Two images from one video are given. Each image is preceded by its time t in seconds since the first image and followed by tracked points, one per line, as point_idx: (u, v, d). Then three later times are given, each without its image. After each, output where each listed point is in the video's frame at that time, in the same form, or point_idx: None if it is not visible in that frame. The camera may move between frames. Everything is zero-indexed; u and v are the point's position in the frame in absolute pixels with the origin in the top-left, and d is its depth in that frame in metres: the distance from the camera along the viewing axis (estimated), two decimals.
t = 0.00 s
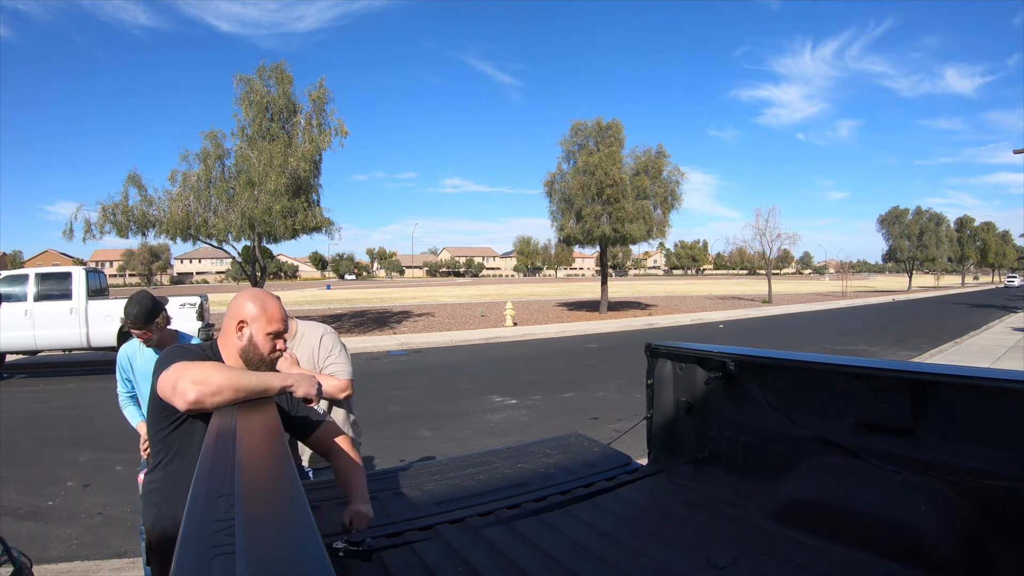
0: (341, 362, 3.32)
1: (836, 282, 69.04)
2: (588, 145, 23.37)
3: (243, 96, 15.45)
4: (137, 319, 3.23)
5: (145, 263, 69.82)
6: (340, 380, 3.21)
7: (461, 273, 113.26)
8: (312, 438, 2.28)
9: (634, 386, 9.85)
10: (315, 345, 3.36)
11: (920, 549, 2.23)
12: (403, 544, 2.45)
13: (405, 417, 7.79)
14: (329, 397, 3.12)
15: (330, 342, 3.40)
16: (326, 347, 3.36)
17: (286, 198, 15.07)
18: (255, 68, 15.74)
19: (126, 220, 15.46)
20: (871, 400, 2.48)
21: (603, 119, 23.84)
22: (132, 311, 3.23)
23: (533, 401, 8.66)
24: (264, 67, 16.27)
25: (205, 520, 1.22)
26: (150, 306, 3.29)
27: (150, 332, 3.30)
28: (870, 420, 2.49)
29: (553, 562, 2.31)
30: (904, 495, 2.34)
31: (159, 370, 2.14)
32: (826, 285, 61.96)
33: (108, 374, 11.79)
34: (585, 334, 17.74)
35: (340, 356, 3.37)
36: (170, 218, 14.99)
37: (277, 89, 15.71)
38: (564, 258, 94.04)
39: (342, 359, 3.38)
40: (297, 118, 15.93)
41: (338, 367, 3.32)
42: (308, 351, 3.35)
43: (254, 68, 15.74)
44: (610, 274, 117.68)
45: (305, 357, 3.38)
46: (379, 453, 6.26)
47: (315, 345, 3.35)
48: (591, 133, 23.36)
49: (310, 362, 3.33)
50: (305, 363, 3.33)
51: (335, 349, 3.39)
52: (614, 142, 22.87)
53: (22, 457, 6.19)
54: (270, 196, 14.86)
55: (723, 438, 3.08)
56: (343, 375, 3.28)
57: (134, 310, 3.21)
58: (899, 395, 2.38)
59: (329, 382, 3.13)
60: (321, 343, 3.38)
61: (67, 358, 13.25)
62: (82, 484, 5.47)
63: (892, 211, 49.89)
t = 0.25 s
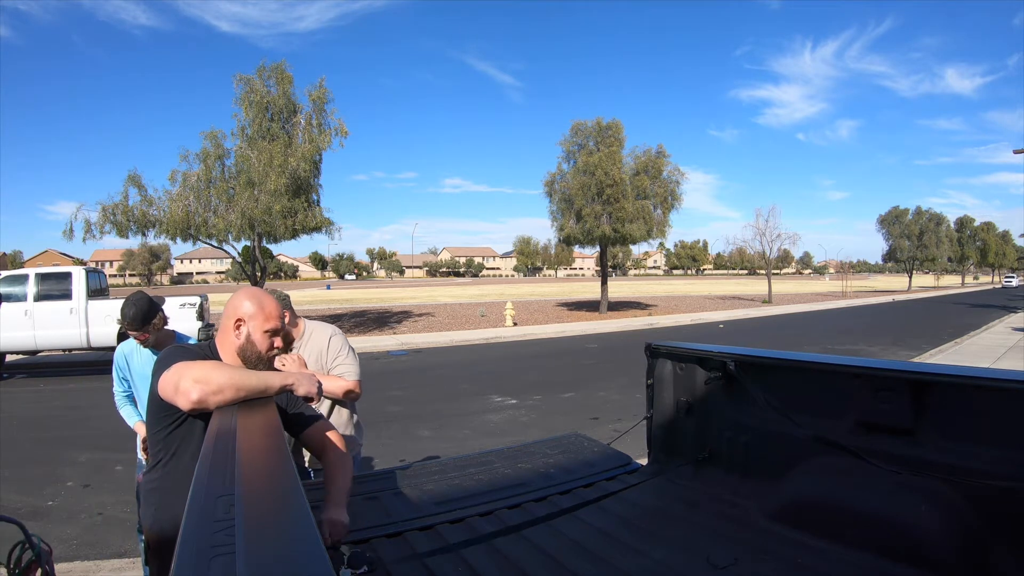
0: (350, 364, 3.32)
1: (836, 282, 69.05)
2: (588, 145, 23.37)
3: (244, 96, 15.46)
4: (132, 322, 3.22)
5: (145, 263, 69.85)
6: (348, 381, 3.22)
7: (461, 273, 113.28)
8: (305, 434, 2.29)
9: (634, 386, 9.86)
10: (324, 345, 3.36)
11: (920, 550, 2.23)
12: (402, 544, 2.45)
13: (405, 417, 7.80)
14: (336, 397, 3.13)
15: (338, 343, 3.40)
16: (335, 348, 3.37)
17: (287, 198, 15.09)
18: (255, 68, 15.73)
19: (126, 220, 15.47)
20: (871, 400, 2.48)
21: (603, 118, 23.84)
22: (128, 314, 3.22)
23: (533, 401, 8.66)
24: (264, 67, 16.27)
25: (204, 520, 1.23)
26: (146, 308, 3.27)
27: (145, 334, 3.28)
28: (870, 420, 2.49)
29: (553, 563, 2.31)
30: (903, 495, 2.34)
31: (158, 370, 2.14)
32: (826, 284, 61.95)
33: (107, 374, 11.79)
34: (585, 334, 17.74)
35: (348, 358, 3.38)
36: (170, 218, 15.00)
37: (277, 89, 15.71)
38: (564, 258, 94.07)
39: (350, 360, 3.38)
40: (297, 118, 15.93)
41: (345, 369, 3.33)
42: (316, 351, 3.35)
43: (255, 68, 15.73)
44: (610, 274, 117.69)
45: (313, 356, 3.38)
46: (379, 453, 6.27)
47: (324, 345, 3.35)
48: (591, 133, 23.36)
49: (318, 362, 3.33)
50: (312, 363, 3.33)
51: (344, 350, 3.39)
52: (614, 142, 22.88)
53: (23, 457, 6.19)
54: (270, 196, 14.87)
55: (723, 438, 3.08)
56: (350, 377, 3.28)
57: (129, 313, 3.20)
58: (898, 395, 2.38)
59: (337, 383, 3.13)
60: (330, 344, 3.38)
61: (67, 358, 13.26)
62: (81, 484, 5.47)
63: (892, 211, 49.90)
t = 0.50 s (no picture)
0: (353, 366, 3.32)
1: (836, 282, 69.06)
2: (588, 145, 23.37)
3: (244, 96, 15.46)
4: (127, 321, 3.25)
5: (145, 263, 69.83)
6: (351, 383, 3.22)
7: (461, 273, 113.28)
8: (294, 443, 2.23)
9: (633, 386, 9.86)
10: (327, 347, 3.37)
11: (920, 549, 2.23)
12: (402, 544, 2.46)
13: (405, 417, 7.80)
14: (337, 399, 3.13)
15: (341, 345, 3.40)
16: (338, 350, 3.36)
17: (287, 198, 15.09)
18: (255, 68, 15.73)
19: (126, 220, 15.47)
20: (871, 400, 2.49)
21: (603, 118, 23.83)
22: (122, 313, 3.25)
23: (533, 401, 8.67)
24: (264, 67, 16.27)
25: (203, 522, 1.22)
26: (139, 306, 3.31)
27: (138, 333, 3.31)
28: (870, 420, 2.49)
29: (554, 563, 2.31)
30: (903, 495, 2.34)
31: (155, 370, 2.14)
32: (826, 284, 61.95)
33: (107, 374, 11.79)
34: (585, 334, 17.74)
35: (351, 360, 3.38)
36: (170, 218, 15.00)
37: (278, 89, 15.72)
38: (564, 258, 94.04)
39: (353, 362, 3.38)
40: (297, 118, 15.94)
41: (347, 371, 3.32)
42: (319, 353, 3.35)
43: (255, 68, 15.73)
44: (610, 274, 117.70)
45: (315, 357, 3.38)
46: (379, 453, 6.26)
47: (327, 347, 3.35)
48: (591, 133, 23.37)
49: (321, 363, 3.33)
50: (315, 364, 3.34)
51: (347, 354, 3.38)
52: (614, 142, 22.88)
53: (23, 457, 6.19)
54: (270, 196, 14.87)
55: (723, 438, 3.08)
56: (353, 378, 3.28)
57: (122, 312, 3.22)
58: (898, 395, 2.38)
59: (339, 385, 3.13)
60: (333, 346, 3.38)
61: (67, 358, 13.26)
62: (81, 484, 5.47)
63: (892, 211, 49.93)
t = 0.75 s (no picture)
0: (353, 366, 3.32)
1: (836, 283, 69.03)
2: (588, 145, 23.37)
3: (244, 96, 15.45)
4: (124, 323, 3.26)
5: (145, 263, 69.81)
6: (351, 382, 3.22)
7: (461, 273, 113.28)
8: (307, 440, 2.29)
9: (633, 386, 9.86)
10: (328, 347, 3.36)
11: (920, 550, 2.23)
12: (402, 544, 2.46)
13: (405, 417, 7.80)
14: (339, 398, 3.14)
15: (342, 345, 3.40)
16: (339, 351, 3.36)
17: (286, 198, 15.08)
18: (255, 68, 15.72)
19: (126, 220, 15.46)
20: (871, 400, 2.48)
21: (604, 118, 23.82)
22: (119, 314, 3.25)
23: (534, 401, 8.66)
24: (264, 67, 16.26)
25: (204, 521, 1.22)
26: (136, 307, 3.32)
27: (134, 334, 3.32)
28: (870, 420, 2.49)
29: (554, 563, 2.31)
30: (903, 495, 2.34)
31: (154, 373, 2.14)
32: (826, 284, 61.93)
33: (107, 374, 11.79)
34: (586, 334, 17.73)
35: (351, 359, 3.38)
36: (170, 218, 14.99)
37: (278, 89, 15.71)
38: (564, 258, 94.02)
39: (354, 362, 3.39)
40: (297, 118, 15.93)
41: (348, 370, 3.33)
42: (320, 353, 3.35)
43: (255, 68, 15.72)
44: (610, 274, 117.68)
45: (315, 357, 3.37)
46: (379, 453, 6.26)
47: (328, 347, 3.35)
48: (591, 133, 23.36)
49: (321, 363, 3.33)
50: (315, 364, 3.34)
51: (348, 352, 3.39)
52: (614, 142, 22.87)
53: (23, 457, 6.19)
54: (270, 196, 14.87)
55: (723, 438, 3.08)
56: (354, 377, 3.28)
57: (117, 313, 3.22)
58: (899, 395, 2.38)
59: (340, 385, 3.13)
60: (334, 346, 3.38)
61: (66, 358, 13.25)
62: (81, 484, 5.47)
63: (892, 211, 49.92)
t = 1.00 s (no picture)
0: (352, 364, 3.33)
1: (836, 283, 69.04)
2: (588, 145, 23.38)
3: (243, 96, 15.45)
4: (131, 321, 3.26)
5: (145, 263, 69.79)
6: (350, 380, 3.22)
7: (461, 273, 113.31)
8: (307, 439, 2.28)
9: (633, 386, 9.86)
10: (326, 346, 3.36)
11: (920, 550, 2.23)
12: (402, 544, 2.46)
13: (406, 417, 7.81)
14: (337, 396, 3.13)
15: (340, 345, 3.41)
16: (337, 350, 3.37)
17: (287, 198, 15.09)
18: (255, 68, 15.72)
19: (126, 220, 15.46)
20: (871, 400, 2.48)
21: (603, 119, 23.83)
22: (126, 311, 3.25)
23: (533, 401, 8.66)
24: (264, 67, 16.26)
25: (204, 521, 1.23)
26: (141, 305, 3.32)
27: (140, 331, 3.32)
28: (870, 420, 2.49)
29: (554, 563, 2.31)
30: (903, 495, 2.34)
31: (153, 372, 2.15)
32: (826, 284, 61.96)
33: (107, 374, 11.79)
34: (586, 334, 17.74)
35: (349, 359, 3.39)
36: (170, 218, 15.00)
37: (277, 89, 15.71)
38: (565, 258, 94.05)
39: (351, 361, 3.40)
40: (297, 118, 15.93)
41: (346, 369, 3.33)
42: (317, 352, 3.35)
43: (255, 68, 15.72)
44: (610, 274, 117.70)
45: (313, 356, 3.37)
46: (379, 452, 6.26)
47: (327, 346, 3.35)
48: (591, 133, 23.36)
49: (319, 362, 3.33)
50: (313, 362, 3.33)
51: (344, 351, 3.40)
52: (614, 142, 22.87)
53: (22, 458, 6.20)
54: (270, 196, 14.87)
55: (723, 438, 3.08)
56: (352, 376, 3.28)
57: (122, 309, 3.22)
58: (898, 395, 2.38)
59: (339, 382, 3.13)
60: (332, 345, 3.38)
61: (67, 358, 13.26)
62: (81, 484, 5.47)
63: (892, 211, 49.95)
